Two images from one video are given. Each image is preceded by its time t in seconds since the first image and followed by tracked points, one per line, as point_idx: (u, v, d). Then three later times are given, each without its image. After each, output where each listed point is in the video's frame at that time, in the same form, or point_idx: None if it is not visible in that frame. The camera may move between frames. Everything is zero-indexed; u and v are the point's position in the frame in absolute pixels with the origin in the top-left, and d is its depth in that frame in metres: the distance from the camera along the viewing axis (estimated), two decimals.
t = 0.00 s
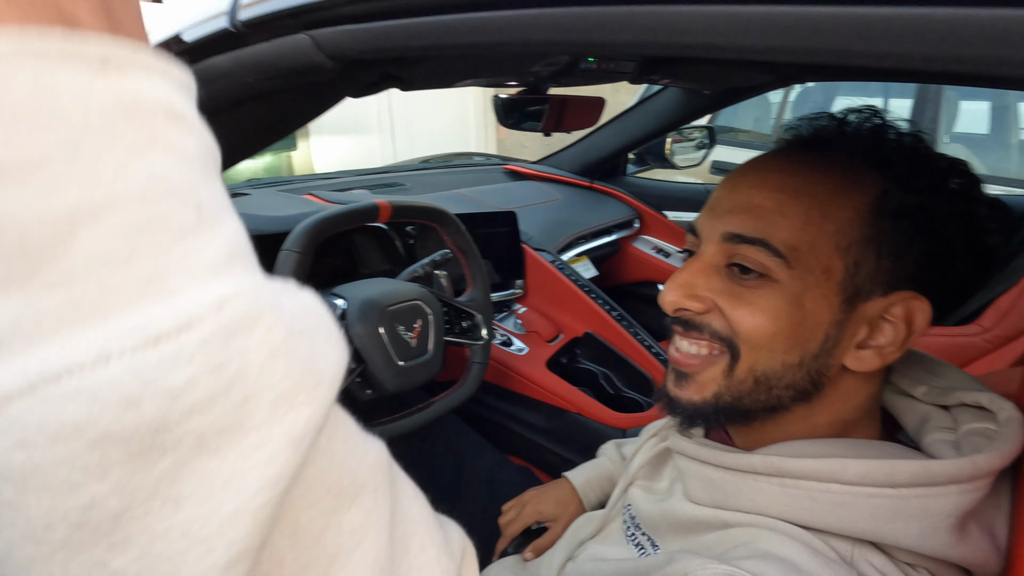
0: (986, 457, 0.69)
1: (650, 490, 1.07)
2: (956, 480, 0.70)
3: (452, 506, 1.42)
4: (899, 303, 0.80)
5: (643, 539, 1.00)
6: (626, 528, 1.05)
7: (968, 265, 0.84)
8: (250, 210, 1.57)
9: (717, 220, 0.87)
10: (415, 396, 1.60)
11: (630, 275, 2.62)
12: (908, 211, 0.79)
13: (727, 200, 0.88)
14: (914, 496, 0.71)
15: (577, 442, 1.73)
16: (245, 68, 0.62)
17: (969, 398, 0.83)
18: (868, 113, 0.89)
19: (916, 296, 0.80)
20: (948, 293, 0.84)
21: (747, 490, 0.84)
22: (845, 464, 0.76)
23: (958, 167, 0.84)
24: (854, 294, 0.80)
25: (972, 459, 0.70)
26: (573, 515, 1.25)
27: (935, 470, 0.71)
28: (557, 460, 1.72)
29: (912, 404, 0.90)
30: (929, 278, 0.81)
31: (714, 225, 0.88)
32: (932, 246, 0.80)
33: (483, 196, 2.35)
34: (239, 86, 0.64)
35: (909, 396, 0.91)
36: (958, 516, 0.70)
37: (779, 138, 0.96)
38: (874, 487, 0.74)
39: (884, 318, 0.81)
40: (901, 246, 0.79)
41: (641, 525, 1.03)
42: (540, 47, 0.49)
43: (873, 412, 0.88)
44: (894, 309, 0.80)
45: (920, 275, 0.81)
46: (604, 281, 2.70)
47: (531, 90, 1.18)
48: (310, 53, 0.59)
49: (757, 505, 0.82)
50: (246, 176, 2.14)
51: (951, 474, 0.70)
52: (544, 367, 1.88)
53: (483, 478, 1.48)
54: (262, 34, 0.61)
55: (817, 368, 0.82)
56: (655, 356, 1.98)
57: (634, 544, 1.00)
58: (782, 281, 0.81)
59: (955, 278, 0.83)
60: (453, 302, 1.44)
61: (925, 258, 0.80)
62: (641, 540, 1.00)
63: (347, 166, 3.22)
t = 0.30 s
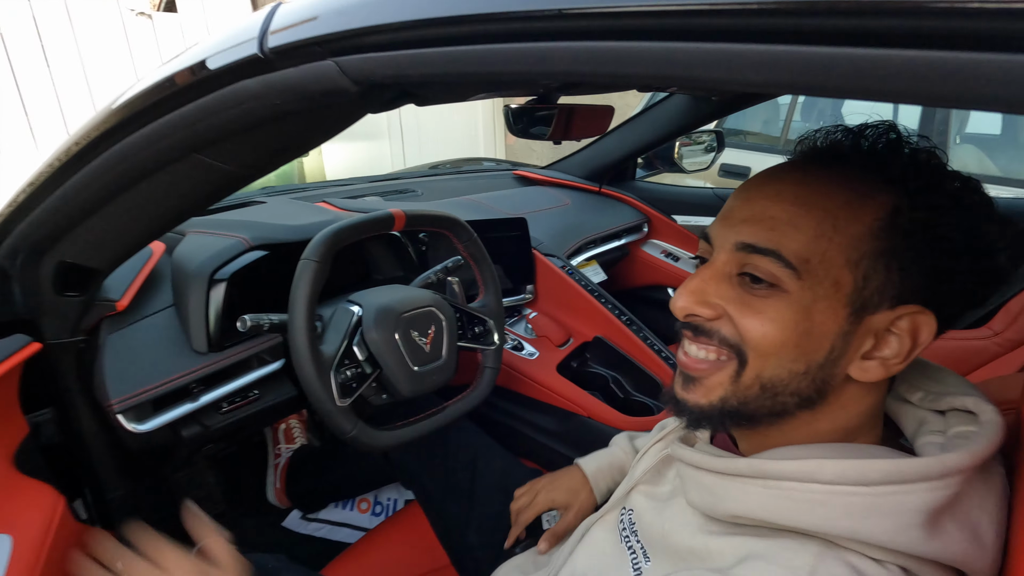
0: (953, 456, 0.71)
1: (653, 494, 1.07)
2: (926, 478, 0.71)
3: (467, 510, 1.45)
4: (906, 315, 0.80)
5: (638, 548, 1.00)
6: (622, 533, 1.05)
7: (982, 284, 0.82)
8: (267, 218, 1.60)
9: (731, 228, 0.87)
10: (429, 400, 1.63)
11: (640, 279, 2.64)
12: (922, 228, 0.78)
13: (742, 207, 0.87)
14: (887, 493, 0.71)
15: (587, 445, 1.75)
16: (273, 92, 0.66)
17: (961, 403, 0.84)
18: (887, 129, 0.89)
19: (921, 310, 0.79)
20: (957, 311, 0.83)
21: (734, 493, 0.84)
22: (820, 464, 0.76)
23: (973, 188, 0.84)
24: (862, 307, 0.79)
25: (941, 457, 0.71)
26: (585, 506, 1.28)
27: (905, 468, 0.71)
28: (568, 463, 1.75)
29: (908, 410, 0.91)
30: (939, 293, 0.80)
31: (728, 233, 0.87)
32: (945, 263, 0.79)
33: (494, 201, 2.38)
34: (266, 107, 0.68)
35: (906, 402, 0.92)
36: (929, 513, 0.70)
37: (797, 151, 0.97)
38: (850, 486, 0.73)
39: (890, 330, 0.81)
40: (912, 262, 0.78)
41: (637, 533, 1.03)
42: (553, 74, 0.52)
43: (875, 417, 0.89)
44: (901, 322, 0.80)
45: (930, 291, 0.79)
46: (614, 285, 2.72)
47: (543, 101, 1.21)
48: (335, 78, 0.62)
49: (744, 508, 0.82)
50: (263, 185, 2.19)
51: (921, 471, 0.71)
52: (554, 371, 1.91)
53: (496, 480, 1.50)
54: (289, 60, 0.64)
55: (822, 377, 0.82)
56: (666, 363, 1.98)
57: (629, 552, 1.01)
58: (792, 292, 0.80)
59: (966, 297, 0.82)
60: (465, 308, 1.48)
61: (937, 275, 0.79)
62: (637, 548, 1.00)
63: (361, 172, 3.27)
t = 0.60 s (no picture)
0: (903, 452, 0.71)
1: (647, 500, 1.07)
2: (880, 475, 0.70)
3: (474, 512, 1.47)
4: (856, 318, 0.79)
5: (629, 553, 1.00)
6: (616, 538, 1.06)
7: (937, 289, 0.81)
8: (276, 226, 1.63)
9: (686, 239, 0.87)
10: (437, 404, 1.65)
11: (644, 282, 2.66)
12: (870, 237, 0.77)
13: (696, 219, 0.87)
14: (845, 492, 0.70)
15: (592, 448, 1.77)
16: (289, 109, 0.69)
17: (928, 402, 0.84)
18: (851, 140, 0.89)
19: (871, 312, 0.78)
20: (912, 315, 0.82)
21: (705, 502, 0.83)
22: (782, 469, 0.75)
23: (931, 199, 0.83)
24: (809, 312, 0.79)
25: (890, 454, 0.71)
26: (574, 460, 1.42)
27: (859, 467, 0.71)
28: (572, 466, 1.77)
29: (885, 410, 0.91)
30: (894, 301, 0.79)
31: (684, 244, 0.88)
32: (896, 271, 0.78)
33: (498, 207, 2.41)
34: (281, 123, 0.71)
35: (882, 402, 0.92)
36: (887, 509, 0.70)
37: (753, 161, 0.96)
38: (810, 488, 0.73)
39: (842, 333, 0.80)
40: (862, 269, 0.77)
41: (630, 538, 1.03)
42: (556, 94, 0.54)
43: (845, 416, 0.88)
44: (849, 325, 0.79)
45: (882, 296, 0.78)
46: (618, 288, 2.74)
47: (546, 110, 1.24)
48: (348, 96, 0.65)
49: (715, 515, 0.81)
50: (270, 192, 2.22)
51: (873, 468, 0.70)
52: (560, 375, 1.94)
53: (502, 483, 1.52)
54: (303, 79, 0.67)
55: (773, 382, 0.83)
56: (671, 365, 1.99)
57: (619, 556, 1.01)
58: (739, 302, 0.81)
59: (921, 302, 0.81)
60: (472, 314, 1.51)
61: (887, 282, 0.78)
62: (627, 554, 1.00)
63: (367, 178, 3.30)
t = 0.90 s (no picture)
0: (880, 431, 0.71)
1: (645, 493, 1.04)
2: (855, 451, 0.70)
3: (470, 511, 1.46)
4: (718, 303, 0.78)
5: (626, 541, 0.99)
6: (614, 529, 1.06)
7: (853, 280, 0.70)
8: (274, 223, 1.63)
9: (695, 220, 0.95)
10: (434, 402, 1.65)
11: (641, 282, 2.65)
12: (726, 217, 0.76)
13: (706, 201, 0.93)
14: (822, 468, 0.71)
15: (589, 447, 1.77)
16: (287, 102, 0.68)
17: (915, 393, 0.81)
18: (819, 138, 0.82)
19: (700, 288, 0.79)
20: (817, 306, 0.72)
21: (692, 481, 0.83)
22: (762, 445, 0.75)
23: (869, 187, 0.74)
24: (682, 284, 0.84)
25: (867, 432, 0.71)
26: (554, 401, 1.62)
27: (833, 442, 0.71)
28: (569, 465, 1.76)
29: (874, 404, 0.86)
30: (767, 284, 0.73)
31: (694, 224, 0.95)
32: (754, 252, 0.73)
33: (496, 206, 2.40)
34: (279, 117, 0.70)
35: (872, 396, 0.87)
36: (862, 486, 0.70)
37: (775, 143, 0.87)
38: (789, 464, 0.73)
39: (716, 322, 0.79)
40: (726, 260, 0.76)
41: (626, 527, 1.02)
42: (559, 90, 0.53)
43: (811, 415, 0.79)
44: (701, 310, 0.80)
45: (731, 282, 0.76)
46: (615, 288, 2.74)
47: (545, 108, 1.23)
48: (348, 89, 0.64)
49: (698, 493, 0.81)
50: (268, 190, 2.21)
51: (849, 445, 0.70)
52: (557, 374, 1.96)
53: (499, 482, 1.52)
54: (303, 72, 0.66)
55: (685, 353, 0.87)
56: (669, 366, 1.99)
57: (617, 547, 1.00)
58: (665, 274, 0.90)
59: (818, 290, 0.71)
60: (471, 313, 1.50)
61: (744, 265, 0.74)
62: (624, 541, 1.00)
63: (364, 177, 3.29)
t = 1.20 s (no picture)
0: (868, 428, 0.71)
1: (637, 499, 1.05)
2: (845, 451, 0.70)
3: (465, 514, 1.45)
4: (716, 297, 0.78)
5: (619, 550, 0.98)
6: (607, 536, 1.05)
7: (849, 279, 0.70)
8: (265, 225, 1.61)
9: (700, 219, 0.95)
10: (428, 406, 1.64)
11: (636, 283, 2.65)
12: (728, 213, 0.76)
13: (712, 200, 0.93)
14: (814, 469, 0.70)
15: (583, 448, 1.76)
16: (275, 103, 0.67)
17: (899, 390, 0.80)
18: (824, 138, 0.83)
19: (699, 280, 0.78)
20: (812, 304, 0.72)
21: (683, 489, 0.82)
22: (753, 449, 0.75)
23: (870, 190, 0.73)
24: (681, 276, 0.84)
25: (856, 430, 0.70)
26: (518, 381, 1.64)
27: (823, 443, 0.70)
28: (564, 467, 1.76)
29: (862, 404, 0.84)
30: (764, 280, 0.73)
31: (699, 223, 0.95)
32: (753, 248, 0.73)
33: (490, 207, 2.39)
34: (267, 118, 0.69)
35: (859, 395, 0.86)
36: (853, 486, 0.69)
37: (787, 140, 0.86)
38: (780, 467, 0.72)
39: (713, 316, 0.79)
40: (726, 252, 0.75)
41: (620, 535, 1.01)
42: (550, 90, 0.53)
43: (804, 414, 0.77)
44: (698, 304, 0.79)
45: (730, 277, 0.76)
46: (610, 289, 2.73)
47: (538, 108, 1.23)
48: (336, 90, 0.63)
49: (693, 501, 0.80)
50: (260, 191, 2.19)
51: (839, 445, 0.70)
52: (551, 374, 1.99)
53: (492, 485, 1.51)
54: (291, 71, 0.65)
55: (683, 348, 0.87)
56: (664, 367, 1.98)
57: (610, 555, 0.99)
58: (666, 269, 0.90)
59: (814, 288, 0.71)
60: (464, 314, 1.48)
61: (743, 260, 0.74)
62: (617, 550, 0.98)
63: (358, 178, 3.27)
